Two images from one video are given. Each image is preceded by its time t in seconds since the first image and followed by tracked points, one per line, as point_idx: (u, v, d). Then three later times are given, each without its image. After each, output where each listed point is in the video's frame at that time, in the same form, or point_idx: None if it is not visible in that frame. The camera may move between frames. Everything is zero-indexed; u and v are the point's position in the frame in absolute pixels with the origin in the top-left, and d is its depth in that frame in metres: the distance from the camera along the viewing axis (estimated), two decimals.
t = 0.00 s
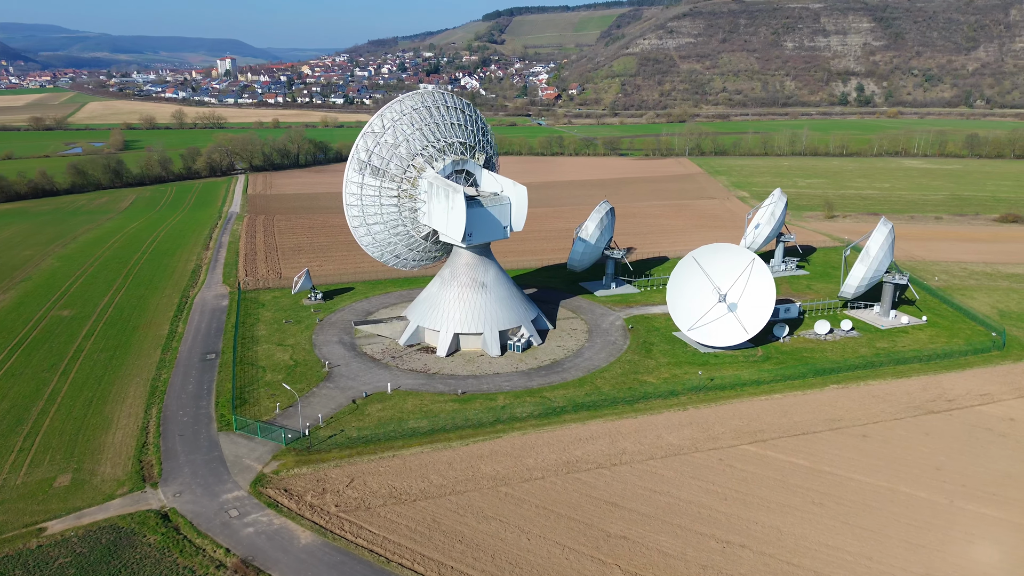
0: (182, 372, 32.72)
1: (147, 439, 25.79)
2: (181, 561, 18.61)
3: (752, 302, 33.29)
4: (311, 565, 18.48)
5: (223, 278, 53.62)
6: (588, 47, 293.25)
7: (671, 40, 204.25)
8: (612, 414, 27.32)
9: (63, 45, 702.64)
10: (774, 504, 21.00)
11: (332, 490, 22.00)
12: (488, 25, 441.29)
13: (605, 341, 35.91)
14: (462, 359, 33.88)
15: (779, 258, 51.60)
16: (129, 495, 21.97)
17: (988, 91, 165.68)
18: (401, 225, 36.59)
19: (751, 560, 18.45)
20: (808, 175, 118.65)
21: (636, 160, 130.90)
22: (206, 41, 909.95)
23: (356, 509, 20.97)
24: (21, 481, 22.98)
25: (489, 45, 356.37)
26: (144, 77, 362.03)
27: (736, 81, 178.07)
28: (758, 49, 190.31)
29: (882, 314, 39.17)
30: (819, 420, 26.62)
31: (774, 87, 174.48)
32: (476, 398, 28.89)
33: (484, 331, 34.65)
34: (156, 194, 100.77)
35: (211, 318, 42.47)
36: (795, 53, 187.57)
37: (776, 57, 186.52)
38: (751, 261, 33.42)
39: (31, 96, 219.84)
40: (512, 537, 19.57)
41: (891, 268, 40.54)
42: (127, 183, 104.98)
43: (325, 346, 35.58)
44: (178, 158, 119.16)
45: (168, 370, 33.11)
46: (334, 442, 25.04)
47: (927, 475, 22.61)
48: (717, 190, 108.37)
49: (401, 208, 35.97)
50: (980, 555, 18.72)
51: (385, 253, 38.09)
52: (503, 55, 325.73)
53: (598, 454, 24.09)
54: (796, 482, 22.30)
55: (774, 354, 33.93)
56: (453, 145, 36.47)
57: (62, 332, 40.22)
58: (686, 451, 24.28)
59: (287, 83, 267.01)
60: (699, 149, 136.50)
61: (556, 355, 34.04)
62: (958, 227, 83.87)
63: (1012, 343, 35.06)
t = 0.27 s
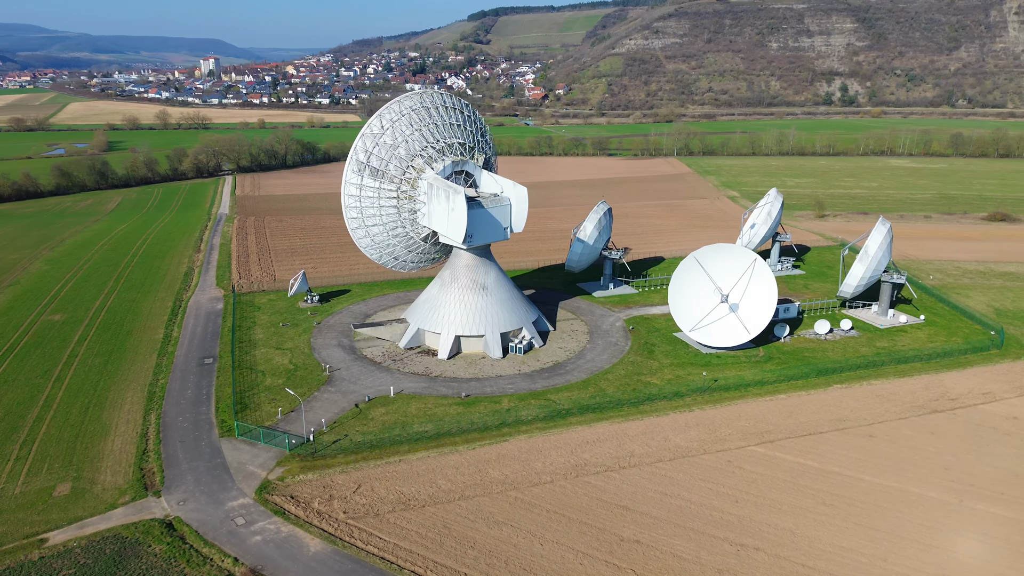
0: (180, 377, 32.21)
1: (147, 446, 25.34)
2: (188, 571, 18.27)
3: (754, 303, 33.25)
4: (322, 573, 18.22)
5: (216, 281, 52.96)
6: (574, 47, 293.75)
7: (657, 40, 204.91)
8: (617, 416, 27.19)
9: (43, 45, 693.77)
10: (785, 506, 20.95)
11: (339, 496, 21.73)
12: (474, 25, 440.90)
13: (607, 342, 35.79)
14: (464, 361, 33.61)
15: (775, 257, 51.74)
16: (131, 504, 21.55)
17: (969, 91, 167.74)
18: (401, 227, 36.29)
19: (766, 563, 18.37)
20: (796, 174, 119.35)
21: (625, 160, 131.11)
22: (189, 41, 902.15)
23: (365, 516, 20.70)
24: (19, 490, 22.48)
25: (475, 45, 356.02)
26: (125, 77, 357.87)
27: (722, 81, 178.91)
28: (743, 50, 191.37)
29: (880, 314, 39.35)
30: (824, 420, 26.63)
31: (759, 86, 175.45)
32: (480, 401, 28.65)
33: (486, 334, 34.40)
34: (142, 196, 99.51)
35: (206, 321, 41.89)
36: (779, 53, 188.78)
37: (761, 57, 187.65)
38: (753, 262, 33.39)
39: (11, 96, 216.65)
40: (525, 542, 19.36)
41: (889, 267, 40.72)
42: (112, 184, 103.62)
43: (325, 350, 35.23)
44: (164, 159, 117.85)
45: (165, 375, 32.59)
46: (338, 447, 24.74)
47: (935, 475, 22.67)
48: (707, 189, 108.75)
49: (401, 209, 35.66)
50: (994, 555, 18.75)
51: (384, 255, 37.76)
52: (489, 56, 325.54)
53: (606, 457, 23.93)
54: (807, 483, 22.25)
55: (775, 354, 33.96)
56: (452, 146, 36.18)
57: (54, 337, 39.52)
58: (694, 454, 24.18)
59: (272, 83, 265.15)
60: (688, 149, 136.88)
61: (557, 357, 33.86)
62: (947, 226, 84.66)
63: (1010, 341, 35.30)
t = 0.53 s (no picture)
0: (178, 382, 31.71)
1: (148, 453, 24.92)
2: None
3: (756, 303, 33.21)
4: None
5: (210, 284, 52.31)
6: (560, 47, 294.08)
7: (643, 40, 205.53)
8: (623, 418, 27.04)
9: (23, 45, 684.78)
10: (797, 508, 20.88)
11: (347, 503, 21.42)
12: (459, 25, 440.01)
13: (609, 343, 35.66)
14: (466, 364, 33.34)
15: (771, 257, 51.91)
16: (134, 513, 21.14)
17: (952, 91, 169.56)
18: (400, 228, 35.95)
19: (782, 566, 18.28)
20: (785, 173, 120.05)
21: (614, 161, 131.29)
22: (172, 41, 893.87)
23: (374, 523, 20.41)
24: (18, 500, 22.00)
25: (460, 45, 355.24)
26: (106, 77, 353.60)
27: (708, 80, 179.70)
28: (728, 50, 192.38)
29: (879, 313, 39.47)
30: (830, 421, 26.62)
31: (745, 86, 176.35)
32: (484, 404, 28.40)
33: (487, 336, 34.13)
34: (128, 198, 98.31)
35: (201, 325, 41.33)
36: (764, 53, 189.95)
37: (746, 57, 188.71)
38: (754, 263, 33.32)
39: None
40: (538, 548, 19.16)
41: (887, 266, 40.85)
42: (97, 186, 102.27)
43: (324, 354, 34.84)
44: (150, 161, 116.50)
45: (162, 380, 32.08)
46: (343, 452, 24.41)
47: (945, 475, 22.70)
48: (698, 189, 109.10)
49: (400, 210, 35.32)
50: (1007, 555, 18.78)
51: (383, 257, 37.38)
52: (475, 56, 325.00)
53: (615, 460, 23.77)
54: (818, 485, 22.20)
55: (777, 354, 33.98)
56: (452, 146, 35.91)
57: (46, 342, 38.82)
58: (702, 456, 24.07)
59: (256, 84, 263.25)
60: (676, 149, 137.30)
61: (560, 359, 33.67)
62: (936, 224, 85.41)
63: (1009, 340, 35.50)
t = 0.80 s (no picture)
0: (175, 388, 31.21)
1: (149, 461, 24.48)
2: None
3: (758, 303, 33.21)
4: None
5: (203, 287, 51.68)
6: (546, 47, 294.31)
7: (629, 40, 206.12)
8: (629, 420, 26.90)
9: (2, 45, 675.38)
10: (809, 510, 20.83)
11: (355, 510, 21.10)
12: (445, 25, 439.09)
13: (610, 344, 35.54)
14: (468, 366, 33.09)
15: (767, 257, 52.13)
16: (137, 522, 20.74)
17: (934, 90, 171.46)
18: (399, 230, 35.64)
19: (797, 569, 18.19)
20: (773, 173, 120.74)
21: (604, 161, 131.44)
22: (155, 41, 885.10)
23: (384, 530, 20.10)
24: (16, 510, 21.53)
25: (446, 45, 354.53)
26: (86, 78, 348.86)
27: (694, 80, 180.47)
28: (714, 50, 193.36)
29: (877, 312, 39.65)
30: (836, 421, 26.63)
31: (730, 86, 177.28)
32: (489, 407, 28.16)
33: (489, 338, 33.88)
34: (114, 199, 97.08)
35: (197, 329, 40.77)
36: (749, 53, 191.19)
37: (731, 57, 189.79)
38: (756, 263, 33.34)
39: None
40: (552, 553, 18.97)
41: (884, 265, 41.03)
42: (82, 188, 100.87)
43: (324, 357, 34.45)
44: (136, 162, 115.14)
45: (161, 386, 31.55)
46: (349, 458, 24.08)
47: (953, 475, 22.74)
48: (688, 189, 109.41)
49: (400, 212, 35.02)
50: (1020, 554, 18.83)
51: (381, 259, 37.04)
52: (461, 56, 324.47)
53: (625, 463, 23.61)
54: (828, 486, 22.17)
55: (779, 354, 33.98)
56: (451, 147, 35.66)
57: (38, 347, 38.09)
58: (711, 457, 23.97)
59: (241, 84, 261.15)
60: (665, 149, 137.72)
61: (562, 361, 33.48)
62: (925, 223, 86.16)
63: (1006, 338, 35.74)
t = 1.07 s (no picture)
0: (174, 393, 30.71)
1: (150, 469, 24.04)
2: None
3: (760, 304, 33.22)
4: None
5: (196, 290, 51.03)
6: (532, 48, 294.49)
7: (615, 41, 206.56)
8: (635, 423, 26.77)
9: None
10: (821, 511, 20.76)
11: (364, 517, 20.81)
12: (430, 25, 437.89)
13: (612, 346, 35.43)
14: (470, 369, 32.84)
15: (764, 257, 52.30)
16: (141, 532, 20.33)
17: (917, 90, 173.19)
18: (399, 231, 35.33)
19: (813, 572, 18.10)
20: (762, 172, 121.35)
21: (593, 161, 131.52)
22: (138, 41, 876.07)
23: (394, 537, 19.82)
24: (14, 521, 21.05)
25: (432, 45, 353.47)
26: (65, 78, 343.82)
27: (680, 80, 181.12)
28: (699, 50, 194.26)
29: (875, 312, 39.83)
30: (842, 421, 26.63)
31: (716, 86, 178.04)
32: (494, 411, 27.94)
33: (491, 340, 33.63)
34: (99, 201, 95.71)
35: (192, 333, 40.22)
36: (734, 53, 192.26)
37: (717, 57, 190.72)
38: (759, 263, 33.29)
39: None
40: (565, 559, 18.76)
41: (882, 265, 41.22)
42: (66, 190, 99.38)
43: (324, 361, 34.09)
44: (120, 163, 113.62)
45: (158, 392, 31.05)
46: (355, 464, 23.77)
47: (962, 475, 22.78)
48: (678, 189, 109.66)
49: (399, 214, 34.71)
50: None
51: (381, 261, 36.68)
52: (446, 56, 323.75)
53: (634, 466, 23.45)
54: (838, 487, 22.11)
55: (781, 355, 33.99)
56: (451, 148, 35.39)
57: (29, 353, 37.38)
58: (720, 459, 23.87)
59: (225, 84, 258.80)
60: (654, 149, 137.99)
61: (564, 362, 33.31)
62: (913, 222, 86.85)
63: (1004, 337, 35.98)
